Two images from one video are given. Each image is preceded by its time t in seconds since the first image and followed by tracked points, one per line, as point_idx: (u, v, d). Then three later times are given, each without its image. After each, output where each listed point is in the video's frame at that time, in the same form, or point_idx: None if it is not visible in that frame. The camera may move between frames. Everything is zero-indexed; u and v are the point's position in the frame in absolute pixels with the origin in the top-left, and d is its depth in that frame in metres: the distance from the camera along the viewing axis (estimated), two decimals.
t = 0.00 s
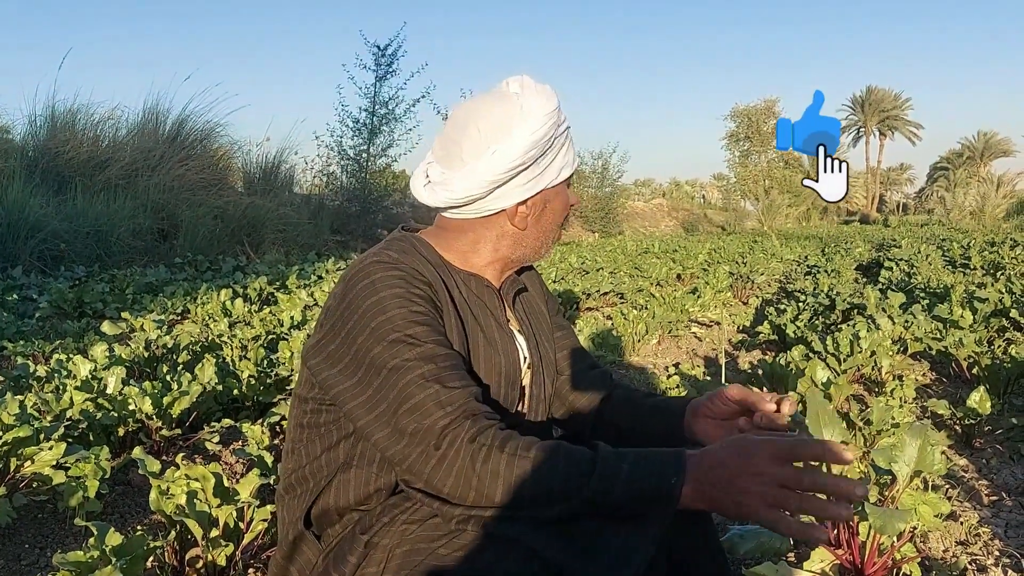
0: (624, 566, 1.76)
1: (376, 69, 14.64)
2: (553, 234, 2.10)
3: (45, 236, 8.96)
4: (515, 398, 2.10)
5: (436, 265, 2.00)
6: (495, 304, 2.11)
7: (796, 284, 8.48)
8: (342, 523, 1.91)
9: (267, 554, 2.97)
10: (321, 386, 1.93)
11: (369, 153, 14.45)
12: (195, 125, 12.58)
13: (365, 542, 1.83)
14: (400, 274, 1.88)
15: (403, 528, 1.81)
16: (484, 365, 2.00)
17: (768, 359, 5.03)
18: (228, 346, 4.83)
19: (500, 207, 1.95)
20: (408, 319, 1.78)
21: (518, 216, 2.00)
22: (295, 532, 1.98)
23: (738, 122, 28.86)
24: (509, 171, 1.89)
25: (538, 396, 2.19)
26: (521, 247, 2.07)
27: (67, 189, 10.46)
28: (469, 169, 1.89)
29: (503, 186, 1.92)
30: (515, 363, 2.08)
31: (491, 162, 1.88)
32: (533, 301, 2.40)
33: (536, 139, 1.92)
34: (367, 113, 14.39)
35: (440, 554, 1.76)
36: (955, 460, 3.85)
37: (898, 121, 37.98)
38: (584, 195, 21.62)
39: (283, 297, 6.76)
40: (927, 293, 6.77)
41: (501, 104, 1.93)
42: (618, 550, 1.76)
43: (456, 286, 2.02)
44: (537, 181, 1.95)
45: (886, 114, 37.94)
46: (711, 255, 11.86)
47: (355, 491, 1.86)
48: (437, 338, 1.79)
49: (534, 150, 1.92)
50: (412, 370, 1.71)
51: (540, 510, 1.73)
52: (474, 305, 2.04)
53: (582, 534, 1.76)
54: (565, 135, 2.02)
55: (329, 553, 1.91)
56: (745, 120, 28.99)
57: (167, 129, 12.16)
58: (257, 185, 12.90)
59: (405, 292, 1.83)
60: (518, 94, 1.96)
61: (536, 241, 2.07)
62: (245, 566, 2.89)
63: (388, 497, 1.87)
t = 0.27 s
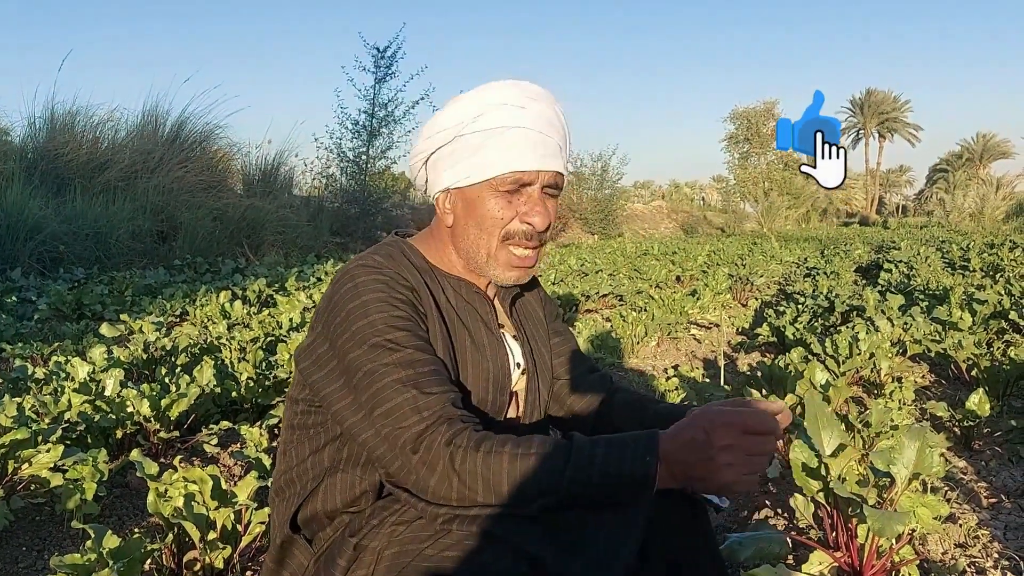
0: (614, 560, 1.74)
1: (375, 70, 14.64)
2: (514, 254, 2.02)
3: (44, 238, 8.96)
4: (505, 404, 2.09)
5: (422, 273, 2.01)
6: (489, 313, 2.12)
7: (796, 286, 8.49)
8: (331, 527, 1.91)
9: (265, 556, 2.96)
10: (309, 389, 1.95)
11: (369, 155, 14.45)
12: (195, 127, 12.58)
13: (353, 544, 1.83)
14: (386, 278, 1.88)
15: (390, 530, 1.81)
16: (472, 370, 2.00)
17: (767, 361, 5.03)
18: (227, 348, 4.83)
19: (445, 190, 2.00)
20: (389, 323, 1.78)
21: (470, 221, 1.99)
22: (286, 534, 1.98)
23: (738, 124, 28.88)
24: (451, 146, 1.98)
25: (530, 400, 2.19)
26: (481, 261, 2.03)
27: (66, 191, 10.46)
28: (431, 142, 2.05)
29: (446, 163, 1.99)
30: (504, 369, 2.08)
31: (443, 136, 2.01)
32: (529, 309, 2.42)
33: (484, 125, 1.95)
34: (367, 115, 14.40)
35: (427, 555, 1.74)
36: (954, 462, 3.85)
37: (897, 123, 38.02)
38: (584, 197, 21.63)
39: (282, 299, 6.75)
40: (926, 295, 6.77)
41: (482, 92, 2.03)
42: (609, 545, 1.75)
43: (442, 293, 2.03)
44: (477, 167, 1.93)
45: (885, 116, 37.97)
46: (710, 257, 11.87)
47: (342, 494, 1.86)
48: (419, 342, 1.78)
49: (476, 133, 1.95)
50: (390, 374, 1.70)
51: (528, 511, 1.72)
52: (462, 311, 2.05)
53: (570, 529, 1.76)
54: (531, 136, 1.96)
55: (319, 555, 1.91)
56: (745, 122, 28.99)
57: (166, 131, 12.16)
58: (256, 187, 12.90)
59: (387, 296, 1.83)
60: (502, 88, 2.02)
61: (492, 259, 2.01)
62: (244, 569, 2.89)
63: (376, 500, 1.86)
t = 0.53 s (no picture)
0: (602, 555, 1.84)
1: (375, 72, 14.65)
2: (496, 257, 2.01)
3: (45, 240, 8.96)
4: (496, 405, 2.09)
5: (411, 277, 2.01)
6: (479, 316, 2.11)
7: (796, 288, 8.49)
8: (325, 532, 1.91)
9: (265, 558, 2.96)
10: (300, 396, 1.95)
11: (369, 157, 14.46)
12: (195, 129, 12.59)
13: (347, 549, 1.83)
14: (373, 284, 1.89)
15: (384, 533, 1.81)
16: (460, 373, 1.99)
17: (766, 362, 5.03)
18: (227, 349, 4.83)
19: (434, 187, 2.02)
20: (376, 329, 1.78)
21: (452, 220, 2.00)
22: (280, 540, 1.98)
23: (738, 126, 28.88)
24: (443, 145, 1.99)
25: (523, 400, 2.19)
26: (462, 263, 2.02)
27: (67, 193, 10.45)
28: (425, 136, 2.06)
29: (437, 161, 2.00)
30: (495, 372, 2.07)
31: (437, 133, 2.02)
32: (521, 310, 2.41)
33: (476, 127, 1.96)
34: (367, 117, 14.40)
35: (420, 559, 1.74)
36: (954, 463, 3.85)
37: (897, 125, 38.05)
38: (584, 198, 21.65)
39: (282, 300, 6.76)
40: (926, 297, 6.78)
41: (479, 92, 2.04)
42: (594, 541, 1.84)
43: (433, 296, 2.03)
44: (467, 169, 1.94)
45: (885, 117, 38.01)
46: (711, 259, 11.87)
47: (335, 499, 1.87)
48: (405, 347, 1.78)
49: (468, 134, 1.95)
50: (377, 380, 1.70)
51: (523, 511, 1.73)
52: (452, 314, 2.04)
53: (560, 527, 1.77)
54: (523, 143, 1.96)
55: (314, 561, 1.91)
56: (745, 124, 28.99)
57: (166, 132, 12.17)
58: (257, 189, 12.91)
59: (374, 302, 1.83)
60: (499, 91, 2.03)
61: (473, 260, 2.01)
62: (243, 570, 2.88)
63: (369, 504, 1.87)
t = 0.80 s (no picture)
0: (602, 556, 1.84)
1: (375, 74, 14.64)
2: (501, 268, 2.00)
3: (44, 241, 8.96)
4: (493, 407, 2.09)
5: (408, 279, 2.02)
6: (475, 318, 2.12)
7: (796, 289, 8.48)
8: (322, 534, 1.90)
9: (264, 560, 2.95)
10: (295, 398, 1.94)
11: (368, 159, 14.46)
12: (195, 131, 12.59)
13: (346, 551, 1.83)
14: (368, 286, 1.88)
15: (385, 534, 1.82)
16: (457, 374, 2.00)
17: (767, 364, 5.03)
18: (227, 351, 4.83)
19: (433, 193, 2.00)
20: (372, 331, 1.77)
21: (456, 229, 1.98)
22: (276, 543, 1.96)
23: (738, 127, 28.88)
24: (441, 150, 1.98)
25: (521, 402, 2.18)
26: (466, 272, 2.02)
27: (66, 195, 10.46)
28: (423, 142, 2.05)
29: (434, 166, 1.99)
30: (492, 375, 2.08)
31: (435, 139, 2.01)
32: (520, 312, 2.42)
33: (476, 134, 1.96)
34: (367, 119, 14.40)
35: (422, 560, 1.75)
36: (955, 465, 3.85)
37: (896, 126, 38.06)
38: (584, 200, 21.67)
39: (282, 302, 6.76)
40: (926, 298, 6.78)
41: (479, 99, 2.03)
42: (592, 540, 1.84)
43: (428, 299, 2.03)
44: (465, 175, 1.93)
45: (885, 119, 38.01)
46: (710, 261, 11.87)
47: (332, 502, 1.86)
48: (401, 349, 1.78)
49: (466, 144, 1.95)
50: (374, 382, 1.70)
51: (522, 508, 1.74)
52: (447, 316, 2.05)
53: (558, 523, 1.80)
54: (522, 151, 1.95)
55: (312, 563, 1.91)
56: (744, 126, 29.00)
57: (166, 134, 12.17)
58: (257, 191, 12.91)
59: (369, 303, 1.82)
60: (499, 98, 2.03)
61: (478, 269, 2.00)
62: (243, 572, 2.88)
63: (368, 505, 1.87)
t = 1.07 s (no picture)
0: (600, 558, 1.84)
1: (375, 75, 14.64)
2: (518, 274, 2.03)
3: (44, 243, 8.96)
4: (491, 408, 2.09)
5: (404, 280, 2.02)
6: (473, 319, 2.11)
7: (796, 291, 8.48)
8: (321, 536, 1.91)
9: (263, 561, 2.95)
10: (293, 400, 1.94)
11: (368, 161, 14.46)
12: (195, 132, 12.60)
13: (345, 552, 1.83)
14: (363, 287, 1.88)
15: (383, 536, 1.82)
16: (453, 375, 2.00)
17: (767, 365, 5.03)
18: (227, 352, 4.83)
19: (445, 205, 1.97)
20: (367, 333, 1.77)
21: (476, 237, 1.97)
22: (274, 545, 1.96)
23: (738, 129, 28.88)
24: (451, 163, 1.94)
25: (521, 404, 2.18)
26: (484, 278, 2.03)
27: (66, 196, 10.46)
28: (426, 151, 2.00)
29: (444, 178, 1.96)
30: (490, 376, 2.07)
31: (440, 149, 1.97)
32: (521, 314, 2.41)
33: (487, 144, 1.94)
34: (367, 120, 14.41)
35: (418, 563, 1.75)
36: (954, 467, 3.85)
37: (896, 128, 38.08)
38: (584, 202, 21.68)
39: (281, 303, 6.76)
40: (926, 300, 6.78)
41: (481, 104, 2.00)
42: (590, 543, 1.84)
43: (424, 301, 2.03)
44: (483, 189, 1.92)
45: (884, 121, 38.03)
46: (710, 262, 11.88)
47: (330, 504, 1.86)
48: (396, 350, 1.78)
49: (480, 156, 1.93)
50: (370, 384, 1.70)
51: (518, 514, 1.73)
52: (444, 316, 2.04)
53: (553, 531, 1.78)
54: (535, 157, 1.96)
55: (311, 564, 1.91)
56: (744, 127, 29.00)
57: (166, 135, 12.17)
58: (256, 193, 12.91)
59: (364, 305, 1.83)
60: (502, 103, 2.00)
61: (497, 274, 2.02)
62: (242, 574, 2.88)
63: (365, 507, 1.86)
